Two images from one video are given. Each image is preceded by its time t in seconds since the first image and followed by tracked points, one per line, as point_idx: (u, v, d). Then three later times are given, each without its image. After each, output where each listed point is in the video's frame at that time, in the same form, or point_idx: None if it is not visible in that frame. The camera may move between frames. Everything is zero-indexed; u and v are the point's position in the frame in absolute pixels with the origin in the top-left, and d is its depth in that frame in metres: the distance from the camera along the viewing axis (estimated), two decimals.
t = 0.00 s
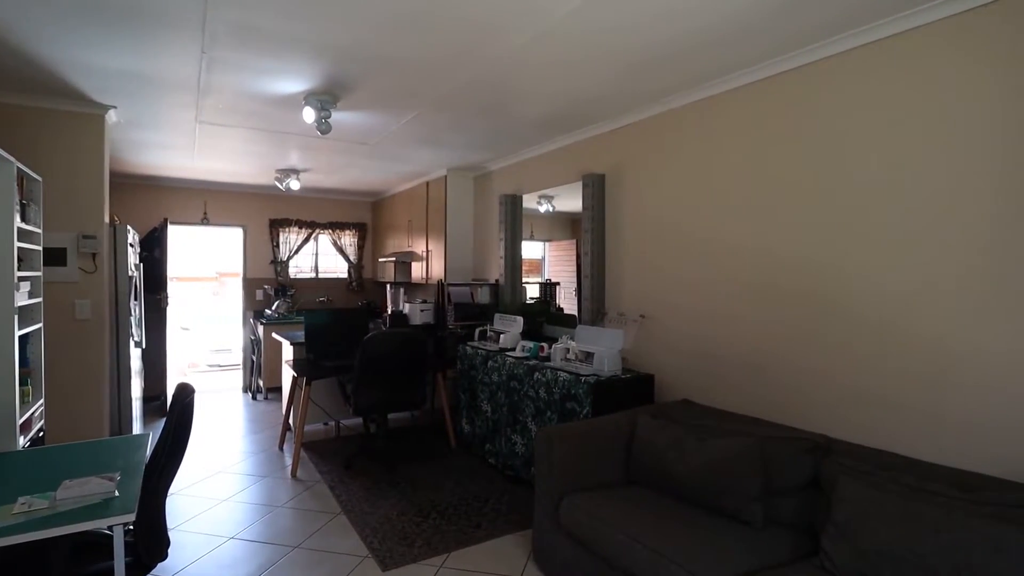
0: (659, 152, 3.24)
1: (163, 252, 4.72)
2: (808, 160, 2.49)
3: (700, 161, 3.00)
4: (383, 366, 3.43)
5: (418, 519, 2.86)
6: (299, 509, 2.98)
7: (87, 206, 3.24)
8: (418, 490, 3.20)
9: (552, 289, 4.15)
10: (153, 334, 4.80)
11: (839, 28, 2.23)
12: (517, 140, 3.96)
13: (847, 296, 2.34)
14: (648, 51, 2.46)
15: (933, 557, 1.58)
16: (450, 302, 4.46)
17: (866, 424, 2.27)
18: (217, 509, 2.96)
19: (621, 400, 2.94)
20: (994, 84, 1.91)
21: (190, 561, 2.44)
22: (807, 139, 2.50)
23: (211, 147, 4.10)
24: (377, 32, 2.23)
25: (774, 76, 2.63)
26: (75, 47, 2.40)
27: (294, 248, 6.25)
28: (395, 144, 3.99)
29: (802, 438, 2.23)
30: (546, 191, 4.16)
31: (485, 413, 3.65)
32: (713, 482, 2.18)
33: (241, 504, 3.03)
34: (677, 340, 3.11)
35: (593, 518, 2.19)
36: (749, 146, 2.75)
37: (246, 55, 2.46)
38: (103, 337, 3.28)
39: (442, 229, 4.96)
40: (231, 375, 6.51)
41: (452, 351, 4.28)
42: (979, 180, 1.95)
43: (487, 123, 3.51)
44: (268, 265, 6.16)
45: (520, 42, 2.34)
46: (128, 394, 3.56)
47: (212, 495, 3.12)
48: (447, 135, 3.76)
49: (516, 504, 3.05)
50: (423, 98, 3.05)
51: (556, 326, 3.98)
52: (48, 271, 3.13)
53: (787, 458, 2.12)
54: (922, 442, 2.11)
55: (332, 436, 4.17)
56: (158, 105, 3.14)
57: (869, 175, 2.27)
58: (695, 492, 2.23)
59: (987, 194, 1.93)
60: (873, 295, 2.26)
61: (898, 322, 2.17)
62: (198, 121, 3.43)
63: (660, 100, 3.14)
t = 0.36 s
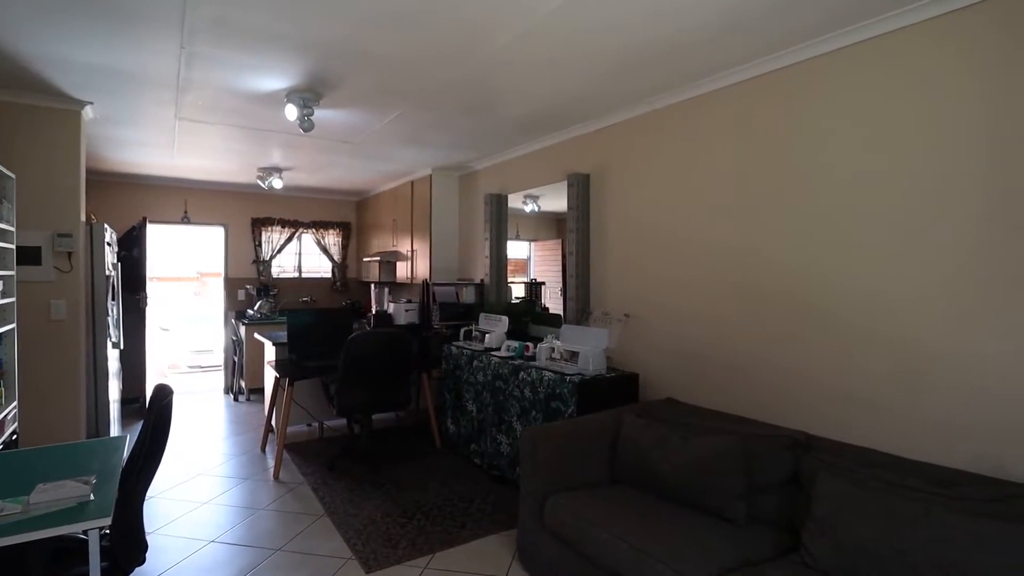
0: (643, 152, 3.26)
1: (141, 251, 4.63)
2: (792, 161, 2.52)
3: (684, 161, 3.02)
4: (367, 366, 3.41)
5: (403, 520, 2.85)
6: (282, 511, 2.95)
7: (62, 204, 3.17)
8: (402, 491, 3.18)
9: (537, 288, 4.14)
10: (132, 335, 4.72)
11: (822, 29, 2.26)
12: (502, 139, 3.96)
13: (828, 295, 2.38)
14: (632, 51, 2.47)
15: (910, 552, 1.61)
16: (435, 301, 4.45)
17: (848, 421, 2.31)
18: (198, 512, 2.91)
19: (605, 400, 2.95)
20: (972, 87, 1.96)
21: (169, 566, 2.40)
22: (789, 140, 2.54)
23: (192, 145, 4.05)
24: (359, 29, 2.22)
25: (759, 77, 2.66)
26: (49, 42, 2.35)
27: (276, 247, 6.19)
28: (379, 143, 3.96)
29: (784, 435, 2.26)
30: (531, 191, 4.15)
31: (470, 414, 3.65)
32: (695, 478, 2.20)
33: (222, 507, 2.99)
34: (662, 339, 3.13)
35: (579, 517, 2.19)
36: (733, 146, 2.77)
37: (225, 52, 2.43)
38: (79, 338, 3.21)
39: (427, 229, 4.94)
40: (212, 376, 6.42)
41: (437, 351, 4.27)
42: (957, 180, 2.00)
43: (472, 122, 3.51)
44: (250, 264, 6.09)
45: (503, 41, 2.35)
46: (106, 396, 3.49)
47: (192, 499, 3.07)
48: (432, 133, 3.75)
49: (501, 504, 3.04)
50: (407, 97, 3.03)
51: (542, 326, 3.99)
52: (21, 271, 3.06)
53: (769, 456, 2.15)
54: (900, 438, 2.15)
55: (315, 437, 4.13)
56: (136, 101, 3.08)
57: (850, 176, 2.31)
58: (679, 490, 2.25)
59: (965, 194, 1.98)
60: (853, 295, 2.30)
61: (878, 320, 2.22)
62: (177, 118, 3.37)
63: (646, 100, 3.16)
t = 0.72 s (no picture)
0: (629, 152, 3.28)
1: (121, 251, 4.55)
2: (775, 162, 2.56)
3: (670, 162, 3.05)
4: (352, 366, 3.38)
5: (388, 521, 2.84)
6: (265, 513, 2.92)
7: (38, 203, 3.11)
8: (387, 492, 3.17)
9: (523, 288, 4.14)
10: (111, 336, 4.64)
11: (805, 32, 2.30)
12: (488, 139, 3.95)
13: (811, 294, 2.42)
14: (618, 52, 2.48)
15: (888, 547, 1.64)
16: (421, 301, 4.43)
17: (830, 418, 2.35)
18: (179, 515, 2.87)
19: (591, 399, 2.96)
20: (950, 90, 2.00)
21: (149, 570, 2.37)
22: (773, 141, 2.57)
23: (172, 143, 3.99)
24: (342, 28, 2.21)
25: (743, 78, 2.69)
26: (24, 37, 2.30)
27: (259, 247, 6.12)
28: (363, 142, 3.94)
29: (766, 433, 2.29)
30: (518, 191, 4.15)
31: (456, 414, 3.64)
32: (679, 477, 2.22)
33: (203, 509, 2.95)
34: (647, 339, 3.16)
35: (564, 517, 2.20)
36: (718, 148, 2.80)
37: (205, 49, 2.40)
38: (56, 339, 3.15)
39: (413, 228, 4.92)
40: (194, 377, 6.34)
41: (423, 351, 4.25)
42: (935, 183, 2.04)
43: (458, 121, 3.50)
44: (233, 264, 6.02)
45: (487, 42, 2.35)
46: (85, 398, 3.43)
47: (172, 502, 3.03)
48: (417, 132, 3.73)
49: (487, 504, 3.04)
50: (392, 96, 3.03)
51: (528, 325, 4.00)
52: None
53: (752, 454, 2.18)
54: (880, 435, 2.19)
55: (299, 439, 4.09)
56: (115, 98, 3.03)
57: (832, 177, 2.34)
58: (662, 489, 2.26)
59: (944, 196, 2.02)
60: (835, 294, 2.33)
61: (859, 319, 2.26)
62: (157, 115, 3.32)
63: (632, 101, 3.18)
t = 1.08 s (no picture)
0: (615, 152, 3.30)
1: (101, 250, 4.48)
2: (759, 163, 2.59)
3: (656, 162, 3.07)
4: (338, 366, 3.36)
5: (374, 522, 2.82)
6: (249, 516, 2.89)
7: (15, 201, 3.04)
8: (373, 493, 3.16)
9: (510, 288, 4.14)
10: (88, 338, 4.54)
11: (789, 34, 2.33)
12: (475, 139, 3.95)
13: (795, 293, 2.46)
14: (605, 52, 2.49)
15: (868, 542, 1.68)
16: (407, 301, 4.42)
17: (813, 415, 2.39)
18: (161, 519, 2.83)
19: (577, 398, 2.98)
20: (929, 93, 2.04)
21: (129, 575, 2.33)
22: (756, 142, 2.61)
23: (152, 141, 3.93)
24: (327, 26, 2.20)
25: (728, 79, 2.72)
26: None
27: (243, 246, 6.06)
28: (348, 141, 3.92)
29: (749, 431, 2.31)
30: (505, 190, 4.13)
31: (442, 414, 3.63)
32: (664, 475, 2.24)
33: (185, 513, 2.91)
34: (633, 338, 3.18)
35: (551, 515, 2.20)
36: (704, 148, 2.83)
37: (187, 45, 2.37)
38: (33, 339, 3.08)
39: (399, 228, 4.90)
40: (176, 379, 6.25)
41: (409, 351, 4.24)
42: (913, 184, 2.09)
43: (444, 121, 3.49)
44: (216, 263, 5.95)
45: (473, 42, 2.36)
46: (63, 400, 3.36)
47: (153, 505, 2.99)
48: (403, 132, 3.72)
49: (473, 504, 3.04)
50: (378, 96, 3.02)
51: (514, 325, 4.01)
52: None
53: (735, 452, 2.20)
54: (861, 431, 2.24)
55: (283, 441, 4.05)
56: (93, 94, 2.97)
57: (816, 178, 2.38)
58: (646, 487, 2.28)
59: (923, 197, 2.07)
60: (818, 293, 2.37)
61: (841, 318, 2.30)
62: (137, 113, 3.27)
63: (618, 101, 3.20)
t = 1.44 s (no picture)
0: (602, 153, 3.32)
1: (82, 250, 4.41)
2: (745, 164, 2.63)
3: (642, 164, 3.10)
4: (325, 366, 3.34)
5: (361, 523, 2.81)
6: (234, 518, 2.87)
7: None
8: (360, 494, 3.14)
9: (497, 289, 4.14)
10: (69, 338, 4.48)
11: (774, 37, 2.37)
12: (462, 139, 3.95)
13: (779, 293, 2.49)
14: (593, 53, 2.51)
15: (849, 538, 1.71)
16: (394, 301, 4.41)
17: (796, 413, 2.43)
18: (144, 522, 2.80)
19: (564, 398, 2.99)
20: (910, 97, 2.09)
21: None
22: (742, 144, 2.65)
23: (134, 139, 3.88)
24: (312, 25, 2.19)
25: (714, 81, 2.76)
26: None
27: (228, 246, 6.00)
28: (335, 140, 3.90)
29: (734, 430, 2.34)
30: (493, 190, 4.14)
31: (430, 414, 3.63)
32: (651, 473, 2.26)
33: (168, 515, 2.88)
34: (620, 338, 3.21)
35: (538, 514, 2.21)
36: (690, 149, 2.86)
37: (171, 43, 2.35)
38: (12, 340, 3.02)
39: (386, 228, 4.89)
40: (159, 380, 6.17)
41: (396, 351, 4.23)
42: (897, 185, 2.13)
43: (431, 121, 3.49)
44: (201, 263, 5.89)
45: (459, 42, 2.36)
46: (43, 402, 3.30)
47: (135, 508, 2.95)
48: (390, 131, 3.71)
49: (460, 504, 3.05)
50: (364, 95, 3.01)
51: (502, 325, 4.01)
52: None
53: (720, 451, 2.23)
54: (843, 427, 2.28)
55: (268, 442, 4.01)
56: (73, 92, 2.93)
57: (800, 179, 2.43)
58: (634, 486, 2.30)
59: (903, 198, 2.12)
60: (802, 293, 2.41)
61: (824, 317, 2.34)
62: (118, 111, 3.23)
63: (606, 103, 3.22)
